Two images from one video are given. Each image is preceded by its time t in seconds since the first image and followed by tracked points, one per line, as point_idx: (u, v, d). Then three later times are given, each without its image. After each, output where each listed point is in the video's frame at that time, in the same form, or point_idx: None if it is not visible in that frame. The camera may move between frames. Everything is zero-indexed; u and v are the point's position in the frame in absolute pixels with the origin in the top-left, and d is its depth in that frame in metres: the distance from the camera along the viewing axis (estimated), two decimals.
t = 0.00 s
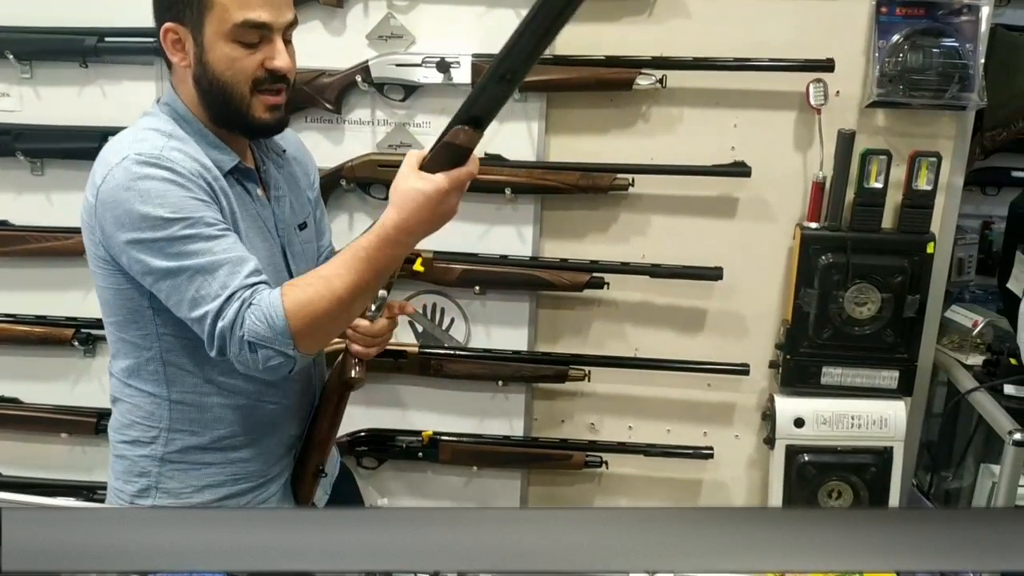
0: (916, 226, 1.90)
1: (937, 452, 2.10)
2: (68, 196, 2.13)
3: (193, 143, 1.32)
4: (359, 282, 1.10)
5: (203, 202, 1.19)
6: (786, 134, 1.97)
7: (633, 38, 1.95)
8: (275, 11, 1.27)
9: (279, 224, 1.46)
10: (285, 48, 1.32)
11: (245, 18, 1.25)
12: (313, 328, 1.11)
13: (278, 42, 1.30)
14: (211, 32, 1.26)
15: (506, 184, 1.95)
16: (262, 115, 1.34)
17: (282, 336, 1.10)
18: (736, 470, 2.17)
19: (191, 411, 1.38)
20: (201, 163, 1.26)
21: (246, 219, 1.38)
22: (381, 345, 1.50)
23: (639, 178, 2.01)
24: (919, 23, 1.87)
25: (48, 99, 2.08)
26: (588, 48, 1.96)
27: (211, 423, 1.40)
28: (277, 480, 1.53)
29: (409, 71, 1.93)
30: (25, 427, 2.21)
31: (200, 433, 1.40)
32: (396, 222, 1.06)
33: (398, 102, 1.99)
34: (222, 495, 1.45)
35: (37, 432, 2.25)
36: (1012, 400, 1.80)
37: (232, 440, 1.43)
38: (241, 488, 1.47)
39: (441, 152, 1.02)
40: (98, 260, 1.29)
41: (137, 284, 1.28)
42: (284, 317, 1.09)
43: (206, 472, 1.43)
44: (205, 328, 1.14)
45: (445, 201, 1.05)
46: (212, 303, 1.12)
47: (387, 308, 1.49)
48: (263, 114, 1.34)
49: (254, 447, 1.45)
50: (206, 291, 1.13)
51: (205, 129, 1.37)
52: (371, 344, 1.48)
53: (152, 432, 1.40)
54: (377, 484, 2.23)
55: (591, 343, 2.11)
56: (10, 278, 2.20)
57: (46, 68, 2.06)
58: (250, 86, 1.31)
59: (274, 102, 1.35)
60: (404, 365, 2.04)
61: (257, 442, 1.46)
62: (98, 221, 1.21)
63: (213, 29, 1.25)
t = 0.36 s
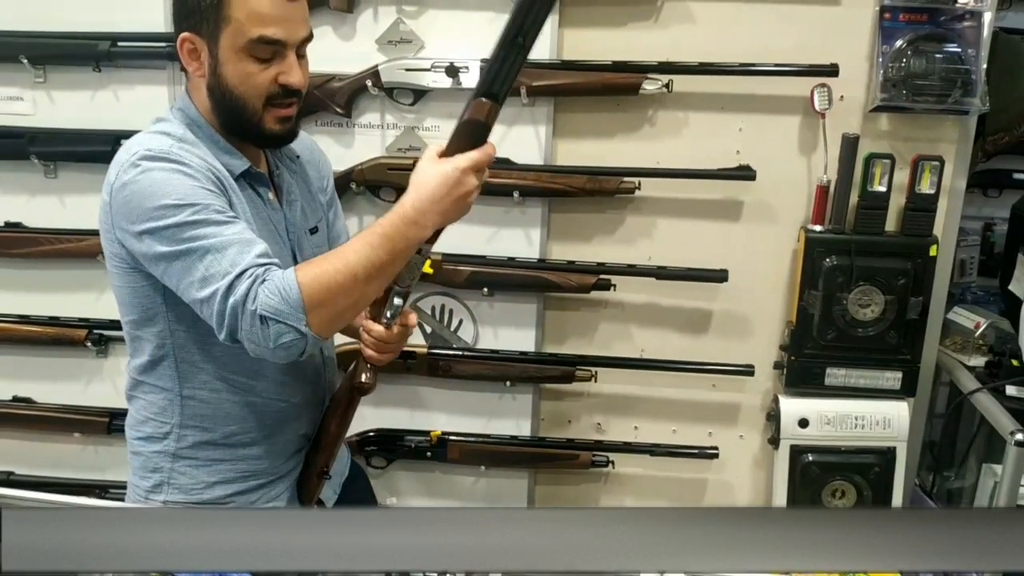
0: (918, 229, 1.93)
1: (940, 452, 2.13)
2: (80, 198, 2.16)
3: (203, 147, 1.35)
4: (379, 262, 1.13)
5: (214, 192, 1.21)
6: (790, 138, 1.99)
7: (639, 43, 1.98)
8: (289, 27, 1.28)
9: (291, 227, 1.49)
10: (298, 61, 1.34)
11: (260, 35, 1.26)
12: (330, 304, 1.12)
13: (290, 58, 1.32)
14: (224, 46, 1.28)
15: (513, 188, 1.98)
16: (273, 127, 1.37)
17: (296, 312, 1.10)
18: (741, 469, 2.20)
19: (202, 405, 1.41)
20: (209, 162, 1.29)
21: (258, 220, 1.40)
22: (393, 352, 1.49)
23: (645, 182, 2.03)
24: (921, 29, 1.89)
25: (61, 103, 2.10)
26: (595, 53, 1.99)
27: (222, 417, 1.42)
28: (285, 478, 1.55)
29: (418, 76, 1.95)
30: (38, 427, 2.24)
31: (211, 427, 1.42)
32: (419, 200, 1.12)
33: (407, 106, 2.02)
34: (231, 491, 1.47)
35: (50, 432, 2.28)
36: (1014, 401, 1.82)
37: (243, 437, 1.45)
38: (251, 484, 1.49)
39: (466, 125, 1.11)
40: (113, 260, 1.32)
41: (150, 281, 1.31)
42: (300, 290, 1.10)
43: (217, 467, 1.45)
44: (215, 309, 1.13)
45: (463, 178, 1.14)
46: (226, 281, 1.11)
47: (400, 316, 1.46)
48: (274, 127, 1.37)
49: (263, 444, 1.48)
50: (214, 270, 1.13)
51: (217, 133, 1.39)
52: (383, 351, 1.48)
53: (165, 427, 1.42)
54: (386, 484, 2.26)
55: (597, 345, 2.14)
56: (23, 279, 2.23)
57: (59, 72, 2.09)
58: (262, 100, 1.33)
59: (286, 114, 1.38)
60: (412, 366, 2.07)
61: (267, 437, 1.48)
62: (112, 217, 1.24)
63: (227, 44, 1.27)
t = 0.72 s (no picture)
0: (925, 230, 1.96)
1: (946, 448, 2.16)
2: (99, 199, 2.19)
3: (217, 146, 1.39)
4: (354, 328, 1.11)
5: (207, 198, 1.25)
6: (799, 140, 2.03)
7: (650, 47, 2.01)
8: (268, 10, 1.34)
9: (307, 225, 1.51)
10: (284, 46, 1.38)
11: (240, 18, 1.34)
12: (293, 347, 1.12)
13: (276, 41, 1.37)
14: (216, 36, 1.37)
15: (527, 189, 2.01)
16: (261, 109, 1.39)
17: (250, 340, 1.11)
18: (750, 465, 2.23)
19: (221, 401, 1.44)
20: (214, 164, 1.33)
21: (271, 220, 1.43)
22: (428, 351, 1.52)
23: (656, 182, 2.07)
24: (929, 33, 1.93)
25: (81, 105, 2.14)
26: (607, 56, 2.02)
27: (240, 414, 1.45)
28: (304, 474, 1.57)
29: (434, 79, 1.99)
30: (56, 424, 2.27)
31: (229, 423, 1.45)
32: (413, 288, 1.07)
33: (423, 108, 2.05)
34: (249, 486, 1.50)
35: (68, 429, 2.31)
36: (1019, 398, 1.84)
37: (261, 433, 1.48)
38: (269, 479, 1.52)
39: (504, 130, 1.31)
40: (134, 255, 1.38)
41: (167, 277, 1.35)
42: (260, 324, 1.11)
43: (235, 462, 1.48)
44: (188, 316, 1.17)
45: (469, 292, 1.06)
46: (192, 291, 1.15)
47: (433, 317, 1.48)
48: (263, 108, 1.39)
49: (281, 441, 1.50)
50: (193, 279, 1.16)
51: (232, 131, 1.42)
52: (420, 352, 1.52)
53: (187, 421, 1.46)
54: (400, 479, 2.29)
55: (608, 343, 2.17)
56: (42, 279, 2.26)
57: (80, 75, 2.12)
58: (249, 81, 1.38)
59: (275, 98, 1.40)
60: (427, 364, 2.11)
61: (286, 436, 1.50)
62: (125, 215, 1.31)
63: (217, 34, 1.37)
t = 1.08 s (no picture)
0: (929, 227, 1.99)
1: (950, 443, 2.20)
2: (113, 197, 2.22)
3: (238, 139, 1.49)
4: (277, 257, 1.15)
5: (203, 183, 1.36)
6: (806, 139, 2.06)
7: (658, 47, 2.03)
8: (275, 6, 1.41)
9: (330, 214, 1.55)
10: (293, 40, 1.44)
11: (251, 16, 1.42)
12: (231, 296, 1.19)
13: (286, 34, 1.43)
14: (234, 34, 1.45)
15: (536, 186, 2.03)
16: (272, 102, 1.46)
17: (198, 297, 1.20)
18: (756, 460, 2.26)
19: (244, 384, 1.49)
20: (225, 155, 1.44)
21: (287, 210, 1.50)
22: (468, 343, 1.60)
23: (664, 181, 2.10)
24: (933, 33, 1.95)
25: (96, 104, 2.17)
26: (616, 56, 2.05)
27: (260, 397, 1.50)
28: (328, 461, 1.59)
29: (445, 78, 2.02)
30: (69, 419, 2.29)
31: (250, 406, 1.51)
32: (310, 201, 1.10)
33: (434, 108, 2.08)
34: (271, 469, 1.55)
35: (82, 425, 2.34)
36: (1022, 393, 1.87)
37: (281, 418, 1.52)
38: (291, 463, 1.56)
39: (552, 120, 1.29)
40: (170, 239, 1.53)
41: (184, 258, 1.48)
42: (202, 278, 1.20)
43: (257, 445, 1.53)
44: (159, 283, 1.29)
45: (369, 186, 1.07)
46: (164, 260, 1.26)
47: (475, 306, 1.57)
48: (273, 101, 1.45)
49: (302, 426, 1.54)
50: (166, 250, 1.28)
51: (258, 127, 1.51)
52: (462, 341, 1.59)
53: (215, 403, 1.52)
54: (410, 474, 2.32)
55: (616, 339, 2.20)
56: (57, 276, 2.29)
57: (94, 75, 2.15)
58: (262, 76, 1.45)
59: (286, 91, 1.46)
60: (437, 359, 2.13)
61: (306, 421, 1.53)
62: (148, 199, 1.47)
63: (234, 31, 1.45)
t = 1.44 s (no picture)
0: (924, 240, 2.01)
1: (947, 453, 2.21)
2: (113, 218, 2.24)
3: (271, 157, 1.52)
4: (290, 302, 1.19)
5: (231, 202, 1.39)
6: (799, 154, 2.08)
7: (653, 64, 2.06)
8: (308, 29, 1.48)
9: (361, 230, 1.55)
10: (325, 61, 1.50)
11: (286, 40, 1.49)
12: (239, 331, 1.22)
13: (320, 56, 1.50)
14: (272, 59, 1.53)
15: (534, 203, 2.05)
16: (306, 120, 1.50)
17: (211, 317, 1.22)
18: (755, 473, 2.27)
19: (272, 395, 1.55)
20: (258, 174, 1.47)
21: (316, 226, 1.50)
22: (493, 358, 1.56)
23: (660, 197, 2.12)
24: (924, 48, 1.97)
25: (97, 126, 2.19)
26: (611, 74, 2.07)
27: (287, 406, 1.55)
28: (353, 472, 1.62)
29: (441, 97, 2.03)
30: (71, 439, 2.30)
31: (278, 415, 1.56)
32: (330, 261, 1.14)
33: (432, 126, 2.10)
34: (297, 478, 1.59)
35: (83, 445, 2.34)
36: (1019, 404, 1.88)
37: (306, 428, 1.56)
38: (316, 473, 1.60)
39: (570, 138, 1.37)
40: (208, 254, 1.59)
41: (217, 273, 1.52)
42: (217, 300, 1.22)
43: (282, 453, 1.58)
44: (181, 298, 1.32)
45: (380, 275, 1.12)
46: (187, 277, 1.29)
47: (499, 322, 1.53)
48: (306, 119, 1.50)
49: (326, 437, 1.57)
50: (191, 266, 1.31)
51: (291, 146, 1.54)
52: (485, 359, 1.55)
53: (247, 412, 1.59)
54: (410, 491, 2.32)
55: (614, 354, 2.21)
56: (58, 296, 2.30)
57: (94, 97, 2.17)
58: (296, 96, 1.51)
59: (319, 110, 1.51)
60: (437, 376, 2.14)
61: (330, 432, 1.57)
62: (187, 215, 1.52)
63: (271, 56, 1.53)
